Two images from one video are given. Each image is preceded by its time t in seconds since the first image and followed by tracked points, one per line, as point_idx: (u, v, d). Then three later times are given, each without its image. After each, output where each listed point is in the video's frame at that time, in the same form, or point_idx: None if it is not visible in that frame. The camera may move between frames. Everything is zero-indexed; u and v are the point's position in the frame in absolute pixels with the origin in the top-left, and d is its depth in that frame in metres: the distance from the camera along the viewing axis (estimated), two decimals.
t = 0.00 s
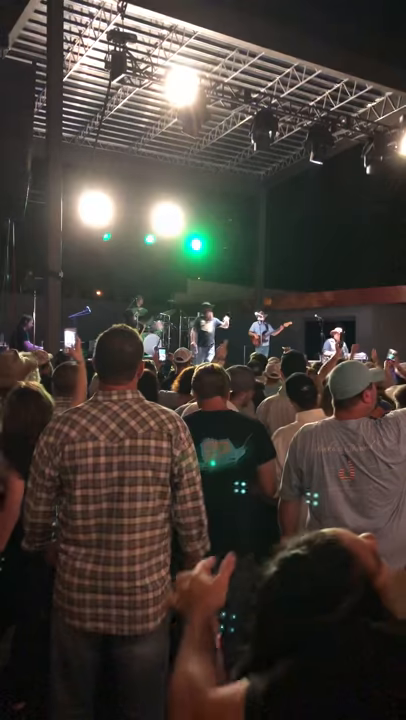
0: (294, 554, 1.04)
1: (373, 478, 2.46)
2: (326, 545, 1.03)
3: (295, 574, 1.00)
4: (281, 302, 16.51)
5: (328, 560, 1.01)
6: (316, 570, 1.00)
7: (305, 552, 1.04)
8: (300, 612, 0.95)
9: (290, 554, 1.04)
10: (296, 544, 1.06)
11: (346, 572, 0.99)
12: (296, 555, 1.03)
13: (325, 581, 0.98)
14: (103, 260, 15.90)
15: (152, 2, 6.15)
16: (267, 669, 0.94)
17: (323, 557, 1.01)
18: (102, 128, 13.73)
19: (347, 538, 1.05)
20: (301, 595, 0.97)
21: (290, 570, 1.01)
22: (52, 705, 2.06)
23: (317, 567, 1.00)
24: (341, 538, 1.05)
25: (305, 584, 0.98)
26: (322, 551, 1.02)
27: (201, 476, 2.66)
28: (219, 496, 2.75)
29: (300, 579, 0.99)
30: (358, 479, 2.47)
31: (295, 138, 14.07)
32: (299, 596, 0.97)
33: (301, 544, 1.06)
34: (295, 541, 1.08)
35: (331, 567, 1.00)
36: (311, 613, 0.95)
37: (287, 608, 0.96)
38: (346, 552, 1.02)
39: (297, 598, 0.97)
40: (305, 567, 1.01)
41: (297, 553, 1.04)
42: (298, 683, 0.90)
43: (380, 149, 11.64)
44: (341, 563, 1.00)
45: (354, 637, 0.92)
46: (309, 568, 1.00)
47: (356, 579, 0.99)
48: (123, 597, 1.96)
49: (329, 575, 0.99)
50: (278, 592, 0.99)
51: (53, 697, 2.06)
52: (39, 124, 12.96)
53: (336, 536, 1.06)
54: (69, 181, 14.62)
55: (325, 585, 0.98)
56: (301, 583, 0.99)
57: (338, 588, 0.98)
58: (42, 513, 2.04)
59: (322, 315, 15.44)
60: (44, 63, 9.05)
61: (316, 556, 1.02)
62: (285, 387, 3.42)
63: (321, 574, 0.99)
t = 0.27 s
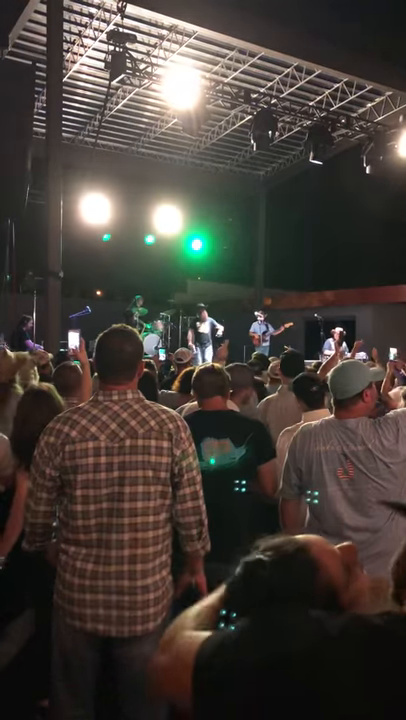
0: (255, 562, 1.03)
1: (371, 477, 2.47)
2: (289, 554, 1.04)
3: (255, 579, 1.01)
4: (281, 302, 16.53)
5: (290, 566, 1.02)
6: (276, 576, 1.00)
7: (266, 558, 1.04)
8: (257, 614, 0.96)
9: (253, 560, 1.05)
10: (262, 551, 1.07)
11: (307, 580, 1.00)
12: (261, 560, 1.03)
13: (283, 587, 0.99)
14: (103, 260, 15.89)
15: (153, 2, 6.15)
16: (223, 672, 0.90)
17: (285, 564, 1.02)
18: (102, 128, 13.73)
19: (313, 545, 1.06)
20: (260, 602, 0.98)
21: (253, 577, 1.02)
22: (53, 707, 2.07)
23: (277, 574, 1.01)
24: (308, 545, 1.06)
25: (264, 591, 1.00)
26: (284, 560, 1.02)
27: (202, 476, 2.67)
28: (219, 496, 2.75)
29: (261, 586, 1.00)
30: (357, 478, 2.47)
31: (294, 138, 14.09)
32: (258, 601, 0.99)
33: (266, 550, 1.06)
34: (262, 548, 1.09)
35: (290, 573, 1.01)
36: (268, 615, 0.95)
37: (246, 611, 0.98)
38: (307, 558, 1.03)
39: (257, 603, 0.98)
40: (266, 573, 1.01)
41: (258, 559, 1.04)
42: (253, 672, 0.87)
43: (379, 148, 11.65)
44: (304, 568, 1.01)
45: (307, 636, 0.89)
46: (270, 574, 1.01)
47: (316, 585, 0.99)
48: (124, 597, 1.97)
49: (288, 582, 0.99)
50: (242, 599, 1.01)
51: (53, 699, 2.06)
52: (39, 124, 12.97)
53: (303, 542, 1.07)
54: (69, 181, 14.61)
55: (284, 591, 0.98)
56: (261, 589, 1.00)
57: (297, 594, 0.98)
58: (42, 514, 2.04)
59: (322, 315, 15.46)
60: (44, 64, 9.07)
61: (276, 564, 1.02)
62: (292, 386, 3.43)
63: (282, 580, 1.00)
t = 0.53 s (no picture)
0: (256, 555, 1.01)
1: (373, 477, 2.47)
2: (291, 549, 1.01)
3: (256, 570, 0.98)
4: (282, 301, 16.53)
5: (291, 559, 0.99)
6: (278, 568, 0.98)
7: (268, 551, 1.02)
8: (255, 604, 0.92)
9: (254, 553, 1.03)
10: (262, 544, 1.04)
11: (308, 572, 0.97)
12: (263, 551, 1.01)
13: (284, 578, 0.96)
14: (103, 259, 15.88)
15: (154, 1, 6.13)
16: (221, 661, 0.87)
17: (285, 559, 1.00)
18: (102, 127, 13.71)
19: (313, 542, 1.04)
20: (258, 591, 0.95)
21: (255, 569, 0.99)
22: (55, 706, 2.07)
23: (278, 566, 0.98)
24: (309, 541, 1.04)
25: (263, 580, 0.97)
26: (285, 555, 1.00)
27: (203, 475, 2.67)
28: (220, 495, 2.74)
29: (261, 576, 0.97)
30: (359, 477, 2.47)
31: (295, 138, 14.08)
32: (257, 590, 0.95)
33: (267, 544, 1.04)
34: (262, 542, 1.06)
35: (292, 566, 0.98)
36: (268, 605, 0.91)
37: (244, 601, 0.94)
38: (307, 552, 1.01)
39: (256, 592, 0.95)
40: (266, 564, 0.99)
41: (259, 552, 1.02)
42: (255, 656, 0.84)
43: (380, 147, 11.64)
44: (304, 563, 0.99)
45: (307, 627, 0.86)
46: (271, 566, 0.98)
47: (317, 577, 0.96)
48: (126, 596, 1.97)
49: (288, 573, 0.97)
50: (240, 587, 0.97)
51: (56, 699, 2.06)
52: (39, 123, 12.96)
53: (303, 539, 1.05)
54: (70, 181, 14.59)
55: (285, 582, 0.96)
56: (261, 578, 0.97)
57: (297, 584, 0.95)
58: (43, 513, 2.04)
59: (323, 314, 15.46)
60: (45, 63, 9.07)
61: (276, 559, 1.00)
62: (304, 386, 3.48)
63: (282, 571, 0.98)
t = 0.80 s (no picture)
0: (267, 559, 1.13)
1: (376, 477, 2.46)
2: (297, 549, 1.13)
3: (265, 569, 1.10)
4: (282, 301, 16.53)
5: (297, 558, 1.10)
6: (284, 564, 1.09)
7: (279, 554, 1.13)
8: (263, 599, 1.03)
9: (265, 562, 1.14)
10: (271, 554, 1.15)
11: (315, 568, 1.08)
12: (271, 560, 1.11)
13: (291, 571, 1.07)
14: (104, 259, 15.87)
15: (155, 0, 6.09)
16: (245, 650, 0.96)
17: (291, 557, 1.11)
18: (102, 127, 13.71)
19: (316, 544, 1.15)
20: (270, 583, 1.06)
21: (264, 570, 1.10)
22: (56, 707, 2.07)
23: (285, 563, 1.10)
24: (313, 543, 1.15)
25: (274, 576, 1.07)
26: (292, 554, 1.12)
27: (204, 475, 2.66)
28: (221, 495, 2.74)
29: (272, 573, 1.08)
30: (361, 476, 2.47)
31: (295, 137, 14.09)
32: (270, 589, 1.04)
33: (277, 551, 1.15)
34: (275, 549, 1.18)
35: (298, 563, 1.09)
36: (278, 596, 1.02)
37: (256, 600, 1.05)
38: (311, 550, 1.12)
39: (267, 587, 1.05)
40: (277, 563, 1.10)
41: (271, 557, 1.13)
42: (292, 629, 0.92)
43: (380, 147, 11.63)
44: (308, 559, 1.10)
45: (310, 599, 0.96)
46: (280, 565, 1.09)
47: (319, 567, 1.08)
48: (127, 595, 1.97)
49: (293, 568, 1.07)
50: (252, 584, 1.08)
51: (56, 700, 2.06)
52: (39, 123, 12.97)
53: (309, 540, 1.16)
54: (70, 180, 14.60)
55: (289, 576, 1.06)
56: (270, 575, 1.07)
57: (310, 580, 1.06)
58: (45, 514, 2.04)
59: (324, 314, 15.46)
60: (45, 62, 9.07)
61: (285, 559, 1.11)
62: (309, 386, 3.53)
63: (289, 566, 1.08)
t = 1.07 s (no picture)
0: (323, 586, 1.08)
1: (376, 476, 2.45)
2: (349, 575, 1.09)
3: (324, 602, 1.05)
4: (282, 300, 16.54)
5: (356, 588, 1.06)
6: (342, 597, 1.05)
7: (332, 583, 1.08)
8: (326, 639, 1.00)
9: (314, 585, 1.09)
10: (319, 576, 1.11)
11: (368, 600, 1.04)
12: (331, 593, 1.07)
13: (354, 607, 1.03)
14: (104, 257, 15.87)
15: None
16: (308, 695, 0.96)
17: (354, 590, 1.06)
18: (102, 125, 13.73)
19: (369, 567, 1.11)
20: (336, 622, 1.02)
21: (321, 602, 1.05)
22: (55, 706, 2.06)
23: (342, 596, 1.06)
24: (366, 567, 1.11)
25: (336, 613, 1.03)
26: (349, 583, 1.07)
27: (204, 474, 2.66)
28: (221, 495, 2.74)
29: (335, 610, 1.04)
30: (361, 476, 2.47)
31: (295, 137, 14.10)
32: (321, 623, 1.02)
33: (325, 574, 1.11)
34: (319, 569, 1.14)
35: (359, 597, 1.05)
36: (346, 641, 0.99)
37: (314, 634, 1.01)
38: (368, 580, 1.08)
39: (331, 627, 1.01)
40: (334, 596, 1.06)
41: (323, 585, 1.08)
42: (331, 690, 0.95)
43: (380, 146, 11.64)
44: (367, 590, 1.06)
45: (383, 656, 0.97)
46: (335, 597, 1.06)
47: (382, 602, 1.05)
48: (128, 595, 1.96)
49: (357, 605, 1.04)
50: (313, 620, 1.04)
51: (56, 699, 2.06)
52: (40, 122, 13.00)
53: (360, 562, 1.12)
54: (70, 179, 14.62)
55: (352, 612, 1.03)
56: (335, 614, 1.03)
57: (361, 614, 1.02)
58: (44, 513, 2.04)
59: (324, 313, 15.47)
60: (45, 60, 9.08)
61: (342, 588, 1.07)
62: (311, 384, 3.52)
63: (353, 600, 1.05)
